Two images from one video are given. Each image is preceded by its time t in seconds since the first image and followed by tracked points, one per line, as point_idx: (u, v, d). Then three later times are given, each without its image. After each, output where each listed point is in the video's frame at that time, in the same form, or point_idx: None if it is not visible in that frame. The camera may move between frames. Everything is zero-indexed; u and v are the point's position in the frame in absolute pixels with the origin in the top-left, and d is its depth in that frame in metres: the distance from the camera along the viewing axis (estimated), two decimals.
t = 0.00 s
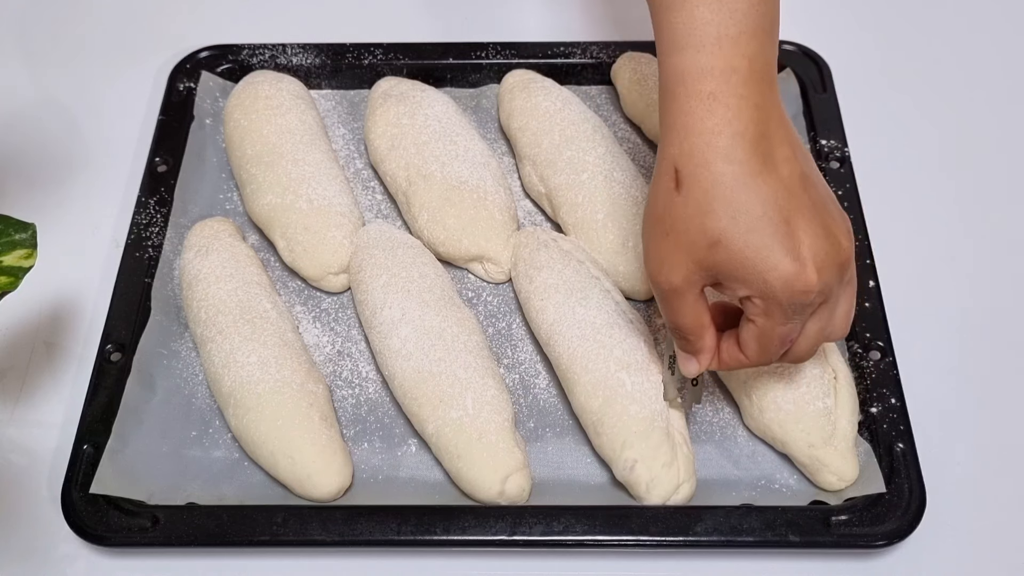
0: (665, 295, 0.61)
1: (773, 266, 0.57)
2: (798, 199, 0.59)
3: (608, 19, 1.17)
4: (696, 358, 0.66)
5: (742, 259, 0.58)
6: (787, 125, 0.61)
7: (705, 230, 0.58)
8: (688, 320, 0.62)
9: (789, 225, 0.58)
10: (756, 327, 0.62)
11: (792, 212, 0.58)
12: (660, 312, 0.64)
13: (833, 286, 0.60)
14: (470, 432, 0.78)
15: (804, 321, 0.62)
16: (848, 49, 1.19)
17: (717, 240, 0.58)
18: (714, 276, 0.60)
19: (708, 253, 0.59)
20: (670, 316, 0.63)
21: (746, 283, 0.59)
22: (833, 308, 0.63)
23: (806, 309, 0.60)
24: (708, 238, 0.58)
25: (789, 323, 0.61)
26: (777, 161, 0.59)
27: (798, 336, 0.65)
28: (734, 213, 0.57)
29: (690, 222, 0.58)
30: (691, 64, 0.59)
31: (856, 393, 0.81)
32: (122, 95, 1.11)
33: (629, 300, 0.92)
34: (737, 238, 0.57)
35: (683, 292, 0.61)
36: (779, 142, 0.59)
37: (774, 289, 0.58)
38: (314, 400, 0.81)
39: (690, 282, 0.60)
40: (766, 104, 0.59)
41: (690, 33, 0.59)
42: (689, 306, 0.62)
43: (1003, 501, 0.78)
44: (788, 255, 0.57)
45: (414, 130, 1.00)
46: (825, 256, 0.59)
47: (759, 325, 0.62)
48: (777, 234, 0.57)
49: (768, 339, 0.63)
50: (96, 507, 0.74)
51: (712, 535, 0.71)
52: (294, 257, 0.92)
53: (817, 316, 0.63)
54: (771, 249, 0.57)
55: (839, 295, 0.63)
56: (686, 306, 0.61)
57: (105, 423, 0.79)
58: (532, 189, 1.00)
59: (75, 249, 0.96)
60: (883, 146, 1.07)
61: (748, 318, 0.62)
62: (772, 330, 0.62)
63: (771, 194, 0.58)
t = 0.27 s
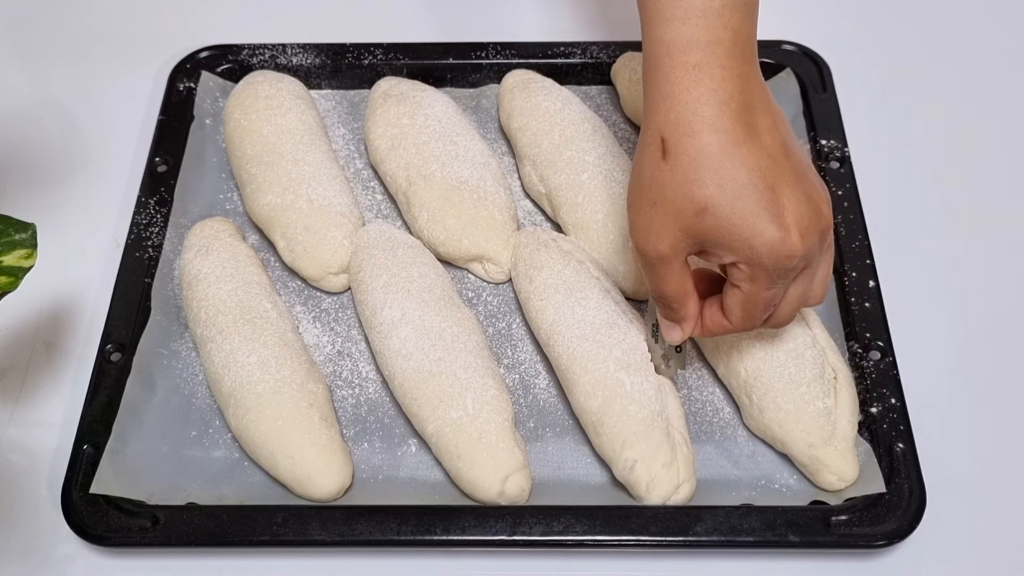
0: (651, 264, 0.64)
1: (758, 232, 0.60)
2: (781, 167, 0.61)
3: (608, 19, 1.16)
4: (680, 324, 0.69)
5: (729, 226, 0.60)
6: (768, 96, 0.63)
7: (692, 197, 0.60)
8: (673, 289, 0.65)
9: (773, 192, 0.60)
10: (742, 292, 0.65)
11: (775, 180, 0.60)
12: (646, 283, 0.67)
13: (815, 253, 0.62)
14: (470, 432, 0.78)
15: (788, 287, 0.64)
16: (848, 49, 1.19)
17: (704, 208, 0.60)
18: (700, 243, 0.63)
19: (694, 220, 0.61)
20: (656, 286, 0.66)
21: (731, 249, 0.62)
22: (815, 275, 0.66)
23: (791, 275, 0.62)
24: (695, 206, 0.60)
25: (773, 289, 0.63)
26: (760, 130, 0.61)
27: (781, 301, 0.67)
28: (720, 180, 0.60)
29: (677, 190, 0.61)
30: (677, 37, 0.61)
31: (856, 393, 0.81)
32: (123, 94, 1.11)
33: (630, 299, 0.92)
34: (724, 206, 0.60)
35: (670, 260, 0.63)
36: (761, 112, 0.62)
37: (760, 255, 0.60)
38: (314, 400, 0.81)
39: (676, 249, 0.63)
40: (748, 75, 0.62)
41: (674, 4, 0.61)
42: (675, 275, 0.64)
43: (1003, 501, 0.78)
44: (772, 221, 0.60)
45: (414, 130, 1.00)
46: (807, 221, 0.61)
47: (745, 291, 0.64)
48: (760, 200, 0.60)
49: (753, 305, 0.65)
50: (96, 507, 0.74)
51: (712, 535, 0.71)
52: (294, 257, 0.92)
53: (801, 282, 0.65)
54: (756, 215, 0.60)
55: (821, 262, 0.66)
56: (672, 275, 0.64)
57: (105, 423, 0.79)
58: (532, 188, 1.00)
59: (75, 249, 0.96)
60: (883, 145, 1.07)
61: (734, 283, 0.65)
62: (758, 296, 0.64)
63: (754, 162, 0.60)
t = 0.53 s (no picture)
0: (632, 220, 0.68)
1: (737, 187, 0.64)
2: (757, 128, 0.65)
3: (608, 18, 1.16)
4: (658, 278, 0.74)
5: (708, 181, 0.64)
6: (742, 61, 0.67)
7: (674, 154, 0.64)
8: (651, 243, 0.69)
9: (751, 150, 0.64)
10: (719, 248, 0.69)
11: (751, 139, 0.65)
12: (625, 240, 0.71)
13: (789, 209, 0.67)
14: (470, 432, 0.78)
15: (762, 242, 0.69)
16: (848, 49, 1.19)
17: (685, 164, 0.64)
18: (679, 199, 0.67)
19: (675, 176, 0.65)
20: (635, 241, 0.70)
21: (710, 204, 0.66)
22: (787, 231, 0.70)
23: (766, 230, 0.66)
24: (676, 162, 0.64)
25: (749, 242, 0.68)
26: (736, 93, 0.65)
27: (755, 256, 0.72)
28: (700, 138, 0.64)
29: (659, 148, 0.65)
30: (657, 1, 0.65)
31: (856, 393, 0.81)
32: (122, 94, 1.11)
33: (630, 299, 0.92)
34: (703, 162, 0.64)
35: (651, 216, 0.67)
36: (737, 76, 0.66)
37: (738, 209, 0.64)
38: (314, 400, 0.81)
39: (657, 205, 0.67)
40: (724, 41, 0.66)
41: None
42: (654, 231, 0.69)
43: (1002, 501, 0.78)
44: (750, 177, 0.64)
45: (414, 130, 1.00)
46: (782, 177, 0.65)
47: (722, 246, 0.69)
48: (738, 158, 0.64)
49: (730, 260, 0.70)
50: (96, 507, 0.74)
51: (712, 535, 0.71)
52: (294, 257, 0.92)
53: (773, 238, 0.70)
54: (734, 171, 0.64)
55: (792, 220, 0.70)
56: (651, 230, 0.68)
57: (105, 423, 0.79)
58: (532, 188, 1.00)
59: (75, 249, 0.96)
60: (883, 146, 1.07)
61: (711, 239, 0.69)
62: (734, 250, 0.69)
63: (731, 122, 0.64)
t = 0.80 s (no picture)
0: (615, 194, 0.69)
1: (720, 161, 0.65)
2: (738, 103, 0.66)
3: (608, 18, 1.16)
4: (639, 253, 0.74)
5: (693, 154, 0.65)
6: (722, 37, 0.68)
7: (659, 128, 0.65)
8: (633, 217, 0.70)
9: (733, 125, 0.65)
10: (700, 222, 0.70)
11: (733, 115, 0.66)
12: (607, 214, 0.71)
13: (768, 184, 0.68)
14: (470, 432, 0.78)
15: (741, 216, 0.70)
16: (848, 49, 1.19)
17: (670, 137, 0.65)
18: (662, 173, 0.67)
19: (659, 150, 0.66)
20: (617, 215, 0.70)
21: (693, 178, 0.66)
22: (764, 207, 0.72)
23: (747, 204, 0.68)
24: (661, 135, 0.65)
25: (729, 216, 0.69)
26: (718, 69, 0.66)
27: (734, 231, 0.73)
28: (684, 112, 0.64)
29: (644, 121, 0.65)
30: None
31: (856, 393, 0.82)
32: (122, 94, 1.11)
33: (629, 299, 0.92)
34: (687, 134, 0.64)
35: (634, 189, 0.68)
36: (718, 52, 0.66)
37: (722, 182, 0.65)
38: (314, 400, 0.81)
39: (641, 179, 0.67)
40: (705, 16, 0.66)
41: None
42: (636, 204, 0.69)
43: (1002, 500, 0.78)
44: (733, 151, 0.65)
45: (414, 130, 1.00)
46: (762, 150, 0.66)
47: (704, 219, 0.70)
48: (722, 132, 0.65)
49: (711, 234, 0.71)
50: (96, 507, 0.74)
51: (712, 535, 0.71)
52: (294, 257, 0.92)
53: (752, 213, 0.71)
54: (718, 144, 0.64)
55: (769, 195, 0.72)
56: (633, 204, 0.69)
57: (105, 423, 0.79)
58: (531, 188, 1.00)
59: (75, 249, 0.96)
60: (883, 146, 1.07)
61: (693, 213, 0.70)
62: (715, 223, 0.70)
63: (714, 98, 0.65)
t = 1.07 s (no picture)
0: (582, 160, 0.71)
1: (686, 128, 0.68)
2: (704, 75, 0.69)
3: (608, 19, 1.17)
4: (603, 221, 0.77)
5: (659, 121, 0.68)
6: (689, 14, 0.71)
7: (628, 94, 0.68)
8: (599, 184, 0.72)
9: (699, 95, 0.69)
10: (666, 190, 0.73)
11: (698, 85, 0.69)
12: (573, 181, 0.73)
13: (731, 155, 0.72)
14: (470, 432, 0.78)
15: (706, 186, 0.73)
16: (848, 49, 1.19)
17: (638, 103, 0.68)
18: (629, 139, 0.70)
19: (627, 117, 0.69)
20: (583, 182, 0.73)
21: (659, 144, 0.69)
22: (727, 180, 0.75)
23: (711, 173, 0.71)
24: (629, 101, 0.68)
25: (694, 184, 0.72)
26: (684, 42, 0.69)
27: (699, 202, 0.76)
28: (652, 80, 0.67)
29: (613, 88, 0.68)
30: None
31: (856, 393, 0.82)
32: (122, 95, 1.11)
33: (629, 299, 0.92)
34: (654, 102, 0.68)
35: (602, 155, 0.70)
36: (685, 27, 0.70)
37: (687, 149, 0.68)
38: (314, 400, 0.81)
39: (608, 144, 0.70)
40: None
41: None
42: (603, 171, 0.72)
43: (1002, 501, 0.78)
44: (697, 119, 0.68)
45: (414, 130, 1.00)
46: (727, 120, 0.69)
47: (670, 187, 0.72)
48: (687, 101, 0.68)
49: (677, 202, 0.74)
50: (96, 507, 0.73)
51: (712, 535, 0.71)
52: (294, 257, 0.92)
53: (716, 184, 0.75)
54: (683, 112, 0.68)
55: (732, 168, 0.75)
56: (600, 170, 0.71)
57: (105, 423, 0.79)
58: (531, 188, 1.00)
59: (75, 249, 0.96)
60: (883, 146, 1.07)
61: (659, 181, 0.73)
62: (680, 193, 0.73)
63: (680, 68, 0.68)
